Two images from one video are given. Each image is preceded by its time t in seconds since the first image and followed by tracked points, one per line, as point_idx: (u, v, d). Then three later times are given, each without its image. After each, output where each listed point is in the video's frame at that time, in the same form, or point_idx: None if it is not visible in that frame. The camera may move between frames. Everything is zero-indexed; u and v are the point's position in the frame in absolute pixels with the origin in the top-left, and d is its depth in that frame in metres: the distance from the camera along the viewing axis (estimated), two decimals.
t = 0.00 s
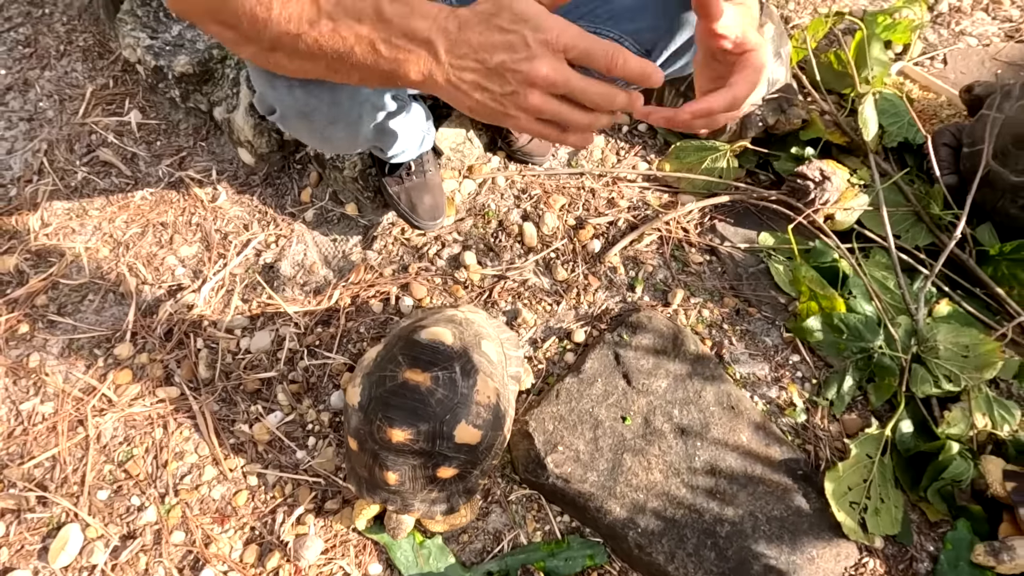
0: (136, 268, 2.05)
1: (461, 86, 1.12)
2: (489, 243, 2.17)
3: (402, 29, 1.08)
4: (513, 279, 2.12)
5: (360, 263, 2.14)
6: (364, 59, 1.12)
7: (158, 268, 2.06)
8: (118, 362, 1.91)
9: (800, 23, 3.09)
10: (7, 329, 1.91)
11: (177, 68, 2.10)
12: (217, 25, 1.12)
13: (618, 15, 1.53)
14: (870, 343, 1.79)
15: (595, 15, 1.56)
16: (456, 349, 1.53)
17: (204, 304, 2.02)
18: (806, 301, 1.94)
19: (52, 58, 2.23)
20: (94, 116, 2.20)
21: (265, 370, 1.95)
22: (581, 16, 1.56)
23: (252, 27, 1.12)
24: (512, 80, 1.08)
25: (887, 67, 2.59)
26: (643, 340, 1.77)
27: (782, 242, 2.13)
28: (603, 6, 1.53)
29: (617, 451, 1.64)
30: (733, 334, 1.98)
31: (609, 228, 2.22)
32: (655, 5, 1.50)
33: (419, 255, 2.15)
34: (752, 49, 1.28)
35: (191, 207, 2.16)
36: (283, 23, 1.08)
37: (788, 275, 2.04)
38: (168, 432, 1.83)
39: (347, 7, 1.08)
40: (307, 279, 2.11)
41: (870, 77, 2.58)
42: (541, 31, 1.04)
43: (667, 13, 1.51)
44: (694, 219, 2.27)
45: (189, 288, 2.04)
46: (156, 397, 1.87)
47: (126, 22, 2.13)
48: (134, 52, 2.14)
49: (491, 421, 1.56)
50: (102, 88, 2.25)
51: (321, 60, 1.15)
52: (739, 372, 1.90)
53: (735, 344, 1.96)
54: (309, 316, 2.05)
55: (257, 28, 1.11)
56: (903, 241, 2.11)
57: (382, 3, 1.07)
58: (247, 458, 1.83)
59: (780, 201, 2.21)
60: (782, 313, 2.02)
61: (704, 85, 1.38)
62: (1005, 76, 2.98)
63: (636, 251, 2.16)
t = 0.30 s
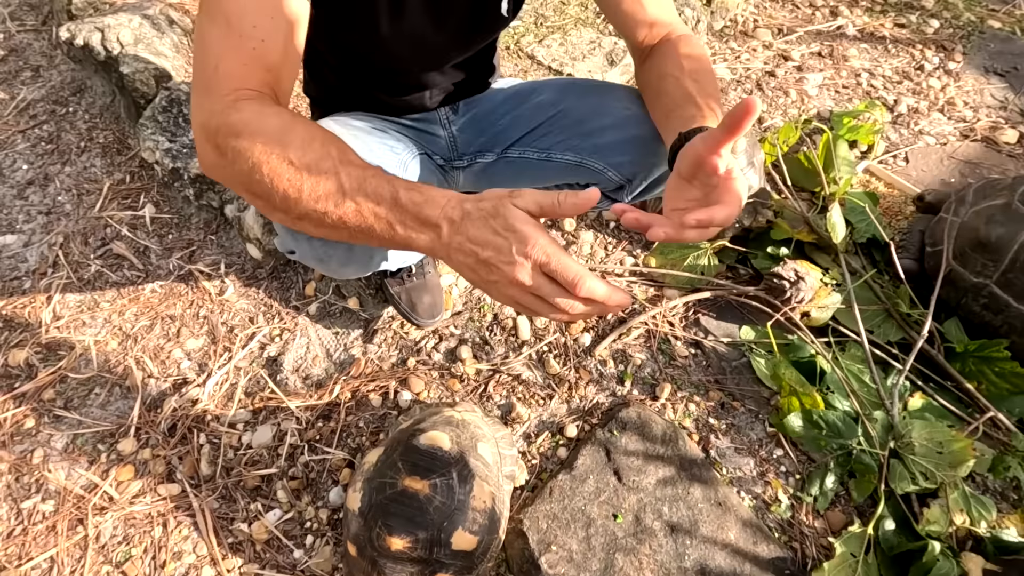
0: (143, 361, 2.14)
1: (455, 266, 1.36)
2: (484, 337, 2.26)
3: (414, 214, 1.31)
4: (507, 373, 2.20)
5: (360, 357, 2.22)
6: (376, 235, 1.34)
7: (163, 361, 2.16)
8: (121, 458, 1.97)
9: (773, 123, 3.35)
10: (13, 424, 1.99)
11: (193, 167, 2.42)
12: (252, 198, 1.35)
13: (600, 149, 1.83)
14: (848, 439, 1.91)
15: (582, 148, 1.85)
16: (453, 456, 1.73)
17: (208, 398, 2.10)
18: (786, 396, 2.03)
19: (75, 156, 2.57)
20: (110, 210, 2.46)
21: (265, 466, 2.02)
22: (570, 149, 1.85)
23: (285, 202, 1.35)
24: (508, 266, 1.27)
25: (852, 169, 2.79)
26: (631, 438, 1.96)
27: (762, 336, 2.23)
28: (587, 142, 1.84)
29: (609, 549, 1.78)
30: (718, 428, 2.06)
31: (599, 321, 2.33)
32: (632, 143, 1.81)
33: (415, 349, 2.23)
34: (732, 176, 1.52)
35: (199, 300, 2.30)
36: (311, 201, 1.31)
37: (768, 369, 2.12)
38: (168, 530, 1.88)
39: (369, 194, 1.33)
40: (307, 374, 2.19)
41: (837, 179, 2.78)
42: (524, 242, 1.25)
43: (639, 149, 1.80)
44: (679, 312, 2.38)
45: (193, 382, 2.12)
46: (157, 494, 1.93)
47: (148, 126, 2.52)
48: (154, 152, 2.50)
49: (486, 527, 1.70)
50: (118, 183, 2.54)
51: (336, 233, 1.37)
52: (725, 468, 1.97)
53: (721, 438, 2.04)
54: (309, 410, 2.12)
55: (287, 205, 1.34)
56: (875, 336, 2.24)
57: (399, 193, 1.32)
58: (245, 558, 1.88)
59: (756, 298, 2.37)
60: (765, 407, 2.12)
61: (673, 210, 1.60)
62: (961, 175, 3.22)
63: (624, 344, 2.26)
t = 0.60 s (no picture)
0: (147, 430, 2.28)
1: (458, 348, 1.43)
2: (482, 405, 2.34)
3: (420, 301, 1.43)
4: (505, 441, 2.26)
5: (362, 424, 2.32)
6: (387, 324, 1.47)
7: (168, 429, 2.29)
8: (123, 529, 2.05)
9: (755, 194, 3.52)
10: (17, 494, 2.10)
11: (204, 239, 2.73)
12: (273, 296, 1.47)
13: (591, 240, 1.98)
14: (835, 509, 1.97)
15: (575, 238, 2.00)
16: (453, 530, 1.82)
17: (211, 467, 2.19)
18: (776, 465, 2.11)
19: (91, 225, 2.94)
20: (122, 277, 2.77)
21: (266, 537, 2.07)
22: (564, 237, 2.00)
23: (303, 298, 1.47)
24: (500, 329, 1.33)
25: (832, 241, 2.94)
26: (626, 506, 2.03)
27: (750, 403, 2.32)
28: (580, 234, 1.98)
29: None
30: (710, 496, 2.12)
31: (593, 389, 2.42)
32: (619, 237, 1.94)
33: (416, 418, 2.30)
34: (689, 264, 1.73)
35: (205, 366, 2.49)
36: (328, 298, 1.44)
37: (757, 437, 2.20)
38: None
39: (379, 286, 1.46)
40: (311, 441, 2.28)
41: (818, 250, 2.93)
42: (509, 307, 1.33)
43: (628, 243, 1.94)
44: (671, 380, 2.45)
45: (197, 452, 2.22)
46: (157, 566, 1.99)
47: (162, 200, 2.83)
48: (167, 225, 2.79)
49: None
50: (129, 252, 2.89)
51: (349, 323, 1.51)
52: (718, 537, 2.02)
53: (713, 506, 2.09)
54: (311, 479, 2.19)
55: (306, 300, 1.47)
56: (858, 403, 2.34)
57: (406, 284, 1.46)
58: None
59: (741, 364, 2.48)
60: (755, 475, 2.18)
61: (688, 328, 1.72)
62: (934, 243, 3.38)
63: (618, 411, 2.33)
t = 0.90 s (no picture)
0: (142, 486, 2.32)
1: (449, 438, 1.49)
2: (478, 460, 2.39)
3: (415, 394, 1.48)
4: (499, 497, 2.28)
5: (357, 480, 2.33)
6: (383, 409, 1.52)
7: (163, 485, 2.33)
8: None
9: (744, 245, 3.60)
10: (9, 553, 2.12)
11: (205, 292, 2.80)
12: (274, 372, 1.53)
13: (584, 301, 2.10)
14: (829, 568, 1.97)
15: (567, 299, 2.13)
16: None
17: (205, 526, 2.20)
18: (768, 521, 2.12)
19: (95, 277, 3.17)
20: (122, 329, 2.93)
21: None
22: (557, 300, 2.13)
23: (303, 376, 1.53)
24: (488, 446, 1.38)
25: (818, 294, 3.01)
26: (621, 564, 2.02)
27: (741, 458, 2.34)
28: (574, 295, 2.11)
29: None
30: (704, 554, 2.13)
31: (587, 444, 2.49)
32: (612, 301, 2.08)
33: (411, 473, 2.34)
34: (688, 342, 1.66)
35: (201, 421, 2.56)
36: (327, 381, 1.50)
37: (750, 492, 2.21)
38: None
39: (377, 374, 1.51)
40: (305, 499, 2.28)
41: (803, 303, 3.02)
42: (498, 425, 1.36)
43: (618, 305, 2.07)
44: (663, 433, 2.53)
45: (192, 509, 2.24)
46: None
47: (166, 254, 2.92)
48: (169, 277, 2.86)
49: None
50: (130, 303, 3.05)
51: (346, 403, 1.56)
52: None
53: (707, 564, 2.11)
54: (305, 537, 2.19)
55: (306, 379, 1.53)
56: (848, 457, 2.38)
57: (403, 375, 1.51)
58: None
59: (732, 419, 2.52)
60: (748, 531, 2.20)
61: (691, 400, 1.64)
62: (919, 294, 3.45)
63: (612, 466, 2.39)
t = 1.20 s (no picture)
0: (125, 532, 2.29)
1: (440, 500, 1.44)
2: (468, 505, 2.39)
3: (402, 454, 1.44)
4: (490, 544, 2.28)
5: (345, 525, 2.33)
6: (370, 471, 1.48)
7: (147, 531, 2.31)
8: None
9: (737, 280, 3.61)
10: None
11: (194, 331, 2.77)
12: (261, 435, 1.51)
13: (574, 350, 2.21)
14: None
15: (557, 347, 2.24)
16: None
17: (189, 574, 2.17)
18: (764, 569, 2.09)
19: (85, 312, 3.14)
20: (110, 367, 2.89)
21: None
22: (547, 347, 2.24)
23: (289, 438, 1.50)
24: (478, 508, 1.32)
25: (813, 331, 3.01)
26: None
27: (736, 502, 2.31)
28: (564, 343, 2.22)
29: None
30: None
31: (579, 487, 2.46)
32: (601, 350, 2.18)
33: (401, 518, 2.34)
34: (671, 412, 1.66)
35: (188, 464, 2.53)
36: (313, 442, 1.47)
37: (745, 539, 2.18)
38: None
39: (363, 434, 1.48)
40: (291, 546, 2.27)
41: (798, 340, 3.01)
42: (489, 485, 1.31)
43: (606, 354, 2.17)
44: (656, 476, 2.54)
45: (176, 557, 2.22)
46: None
47: (155, 291, 2.90)
48: (159, 315, 2.84)
49: None
50: (119, 339, 3.02)
51: (333, 465, 1.53)
52: None
53: None
54: None
55: (292, 442, 1.50)
56: (844, 502, 2.36)
57: (390, 434, 1.47)
58: None
59: (726, 462, 2.51)
60: None
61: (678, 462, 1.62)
62: (912, 329, 3.45)
63: (605, 510, 2.34)
